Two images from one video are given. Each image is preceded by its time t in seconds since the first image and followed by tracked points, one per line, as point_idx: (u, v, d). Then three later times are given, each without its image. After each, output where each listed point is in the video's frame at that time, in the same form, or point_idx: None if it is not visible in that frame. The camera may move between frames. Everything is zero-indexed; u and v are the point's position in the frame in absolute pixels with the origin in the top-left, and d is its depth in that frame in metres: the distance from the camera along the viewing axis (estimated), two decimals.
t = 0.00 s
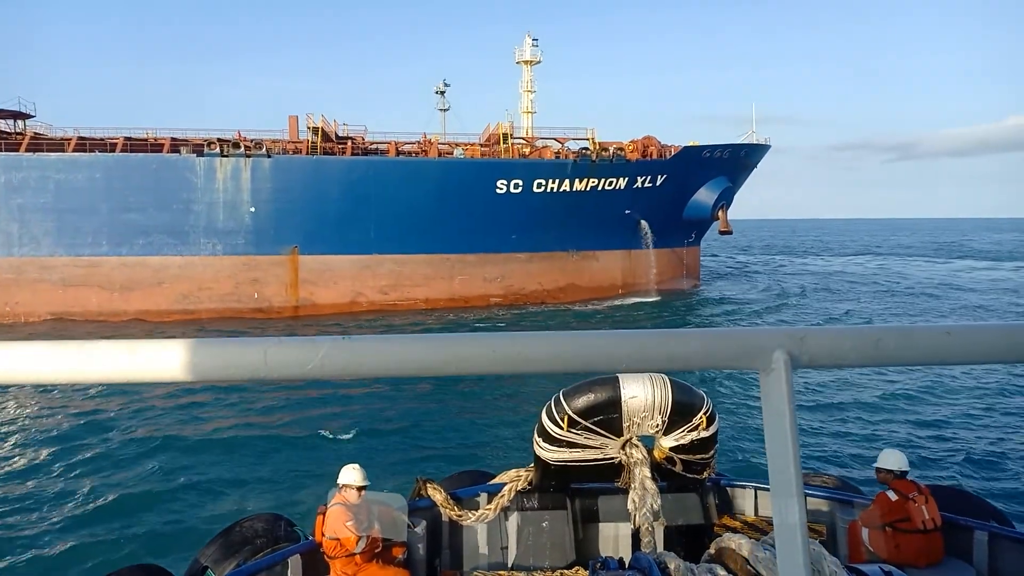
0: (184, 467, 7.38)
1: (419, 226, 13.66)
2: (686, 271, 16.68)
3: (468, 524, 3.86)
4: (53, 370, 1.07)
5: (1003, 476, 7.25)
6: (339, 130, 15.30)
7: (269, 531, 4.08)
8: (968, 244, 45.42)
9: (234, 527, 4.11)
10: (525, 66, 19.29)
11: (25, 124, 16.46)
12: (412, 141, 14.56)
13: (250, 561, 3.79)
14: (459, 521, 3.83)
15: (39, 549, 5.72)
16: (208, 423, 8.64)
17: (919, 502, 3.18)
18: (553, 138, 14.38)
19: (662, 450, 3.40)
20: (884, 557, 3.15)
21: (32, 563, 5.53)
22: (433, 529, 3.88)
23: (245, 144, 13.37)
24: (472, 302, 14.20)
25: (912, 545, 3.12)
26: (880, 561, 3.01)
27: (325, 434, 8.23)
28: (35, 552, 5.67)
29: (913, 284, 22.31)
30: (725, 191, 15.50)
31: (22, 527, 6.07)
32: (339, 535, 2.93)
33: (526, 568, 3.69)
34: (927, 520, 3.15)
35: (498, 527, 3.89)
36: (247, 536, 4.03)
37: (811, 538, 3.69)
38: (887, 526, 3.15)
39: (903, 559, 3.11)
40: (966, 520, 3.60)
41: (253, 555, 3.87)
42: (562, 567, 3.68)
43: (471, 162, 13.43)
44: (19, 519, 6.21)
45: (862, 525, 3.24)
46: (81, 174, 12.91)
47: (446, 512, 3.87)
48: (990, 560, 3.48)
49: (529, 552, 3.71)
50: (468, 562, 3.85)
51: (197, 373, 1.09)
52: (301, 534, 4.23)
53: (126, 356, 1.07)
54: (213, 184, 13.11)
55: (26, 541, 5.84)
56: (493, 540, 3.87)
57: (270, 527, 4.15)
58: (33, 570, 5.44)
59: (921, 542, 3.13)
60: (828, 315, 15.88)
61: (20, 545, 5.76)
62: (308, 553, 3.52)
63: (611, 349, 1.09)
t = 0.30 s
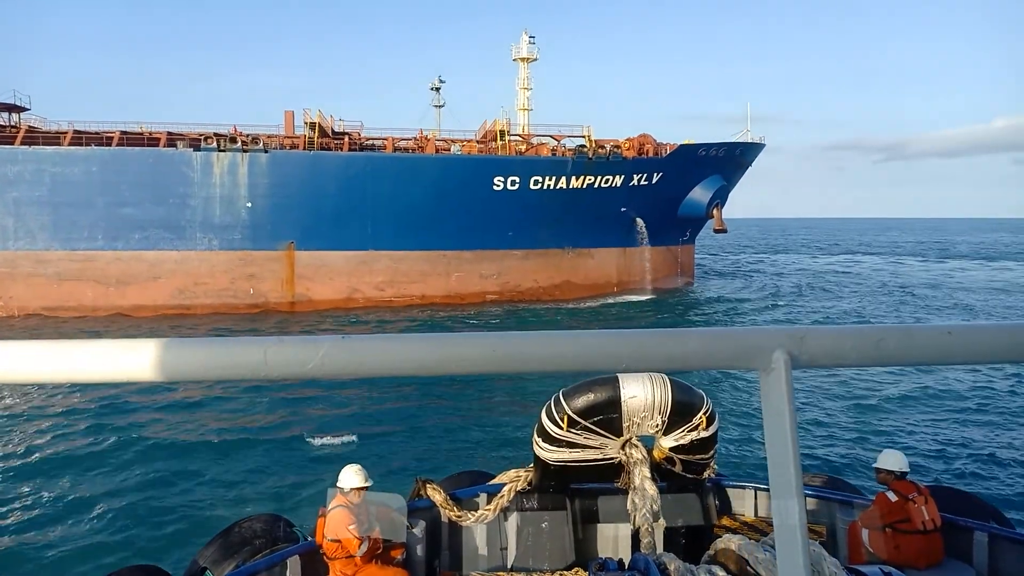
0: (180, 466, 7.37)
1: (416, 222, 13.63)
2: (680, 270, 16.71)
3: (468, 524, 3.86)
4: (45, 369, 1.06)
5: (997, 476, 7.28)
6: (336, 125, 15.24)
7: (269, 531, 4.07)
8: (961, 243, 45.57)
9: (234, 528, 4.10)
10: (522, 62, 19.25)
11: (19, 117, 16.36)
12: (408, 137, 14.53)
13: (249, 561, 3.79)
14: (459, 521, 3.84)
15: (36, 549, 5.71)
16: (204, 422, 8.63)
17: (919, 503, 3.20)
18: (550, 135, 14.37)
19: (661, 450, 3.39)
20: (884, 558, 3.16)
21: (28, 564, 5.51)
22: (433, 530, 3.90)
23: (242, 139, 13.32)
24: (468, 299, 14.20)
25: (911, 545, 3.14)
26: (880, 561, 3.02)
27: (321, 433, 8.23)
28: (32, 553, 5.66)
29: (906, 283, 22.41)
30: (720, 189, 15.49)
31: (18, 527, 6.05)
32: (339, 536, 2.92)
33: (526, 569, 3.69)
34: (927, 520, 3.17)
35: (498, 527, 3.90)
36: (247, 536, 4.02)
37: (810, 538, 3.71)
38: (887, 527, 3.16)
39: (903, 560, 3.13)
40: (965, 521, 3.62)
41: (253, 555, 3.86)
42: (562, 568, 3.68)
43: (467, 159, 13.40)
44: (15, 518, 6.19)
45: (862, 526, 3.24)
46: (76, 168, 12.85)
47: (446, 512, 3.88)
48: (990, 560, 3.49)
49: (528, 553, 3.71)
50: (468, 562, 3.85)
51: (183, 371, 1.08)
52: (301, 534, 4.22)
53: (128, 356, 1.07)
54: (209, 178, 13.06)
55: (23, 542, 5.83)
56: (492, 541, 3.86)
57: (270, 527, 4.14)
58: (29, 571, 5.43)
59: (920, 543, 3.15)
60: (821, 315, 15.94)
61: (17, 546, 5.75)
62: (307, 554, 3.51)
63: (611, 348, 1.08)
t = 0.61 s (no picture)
0: (175, 466, 7.35)
1: (412, 221, 13.62)
2: (675, 269, 16.73)
3: (468, 523, 3.86)
4: (32, 369, 1.05)
5: (992, 476, 7.30)
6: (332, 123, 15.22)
7: (268, 531, 4.06)
8: (954, 244, 45.71)
9: (234, 526, 4.09)
10: (518, 62, 19.25)
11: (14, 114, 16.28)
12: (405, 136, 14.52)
13: (249, 561, 3.78)
14: (459, 520, 3.83)
15: (32, 551, 5.69)
16: (199, 422, 8.61)
17: (921, 503, 3.21)
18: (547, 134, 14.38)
19: (661, 449, 3.39)
20: (883, 557, 3.17)
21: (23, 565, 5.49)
22: (433, 529, 3.90)
23: (238, 136, 13.29)
24: (465, 298, 14.20)
25: (912, 545, 3.15)
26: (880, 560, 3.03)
27: (317, 433, 8.22)
28: (27, 554, 5.64)
29: (900, 283, 22.50)
30: (716, 189, 15.49)
31: (14, 527, 6.03)
32: (346, 538, 2.94)
33: (526, 568, 3.68)
34: (928, 520, 3.19)
35: (498, 526, 3.90)
36: (247, 535, 4.01)
37: (810, 537, 3.72)
38: (887, 527, 3.17)
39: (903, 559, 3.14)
40: (966, 521, 3.63)
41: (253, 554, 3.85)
42: (562, 567, 3.68)
43: (464, 158, 13.37)
44: (10, 519, 6.17)
45: (863, 526, 3.25)
46: (72, 165, 12.79)
47: (446, 511, 3.87)
48: (990, 559, 3.51)
49: (529, 552, 3.70)
50: (468, 561, 3.86)
51: (162, 370, 1.07)
52: (301, 533, 4.21)
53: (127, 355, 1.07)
54: (206, 176, 13.02)
55: (18, 543, 5.80)
56: (493, 541, 3.87)
57: (270, 526, 4.13)
58: (24, 572, 5.40)
59: (921, 542, 3.16)
60: (815, 315, 16.00)
61: (12, 547, 5.73)
62: (308, 553, 3.50)
63: (613, 349, 1.08)
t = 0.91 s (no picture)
0: (171, 467, 7.32)
1: (408, 222, 13.61)
2: (670, 270, 16.77)
3: (468, 524, 3.85)
4: (32, 370, 1.05)
5: (990, 477, 7.32)
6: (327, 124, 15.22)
7: (268, 531, 4.04)
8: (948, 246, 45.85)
9: (234, 527, 4.08)
10: (514, 64, 19.29)
11: (9, 114, 16.23)
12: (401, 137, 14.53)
13: (249, 561, 3.77)
14: (459, 521, 3.83)
15: (28, 551, 5.66)
16: (195, 423, 8.59)
17: (926, 505, 3.22)
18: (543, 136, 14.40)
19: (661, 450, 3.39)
20: (885, 559, 3.18)
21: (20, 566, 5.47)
22: (433, 529, 3.90)
23: (235, 137, 13.28)
24: (461, 298, 14.20)
25: (915, 547, 3.17)
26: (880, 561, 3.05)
27: (313, 433, 8.21)
28: (22, 554, 5.62)
29: (894, 285, 22.57)
30: (710, 191, 15.52)
31: (9, 528, 6.00)
32: (355, 537, 2.94)
33: (526, 568, 3.70)
34: (933, 522, 3.21)
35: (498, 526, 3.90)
36: (247, 535, 4.00)
37: (811, 538, 3.72)
38: (890, 530, 3.18)
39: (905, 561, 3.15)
40: (966, 521, 3.64)
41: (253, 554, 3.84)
42: (561, 567, 3.69)
43: (461, 158, 13.37)
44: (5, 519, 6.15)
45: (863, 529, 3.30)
46: (67, 165, 12.76)
47: (446, 512, 3.86)
48: (990, 560, 3.51)
49: (528, 552, 3.72)
50: (468, 560, 3.86)
51: (161, 371, 1.06)
52: (302, 533, 4.20)
53: (127, 356, 1.06)
54: (202, 176, 13.00)
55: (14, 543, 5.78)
56: (493, 541, 3.87)
57: (270, 526, 4.12)
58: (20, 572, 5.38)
59: (925, 544, 3.17)
60: (808, 316, 16.06)
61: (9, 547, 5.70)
62: (308, 553, 3.49)
63: (615, 350, 1.08)
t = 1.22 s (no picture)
0: (168, 468, 7.30)
1: (404, 223, 13.60)
2: (664, 272, 16.80)
3: (468, 524, 3.85)
4: (34, 371, 1.05)
5: (986, 477, 7.34)
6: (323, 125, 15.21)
7: (268, 531, 4.03)
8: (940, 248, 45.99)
9: (234, 527, 4.07)
10: (509, 66, 19.30)
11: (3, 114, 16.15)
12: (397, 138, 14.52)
13: (248, 561, 3.76)
14: (459, 521, 3.83)
15: (26, 553, 5.63)
16: (191, 424, 8.55)
17: (927, 506, 3.22)
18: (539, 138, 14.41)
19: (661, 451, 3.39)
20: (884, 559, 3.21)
21: (17, 568, 5.44)
22: (433, 530, 3.90)
23: (231, 138, 13.25)
24: (458, 300, 14.20)
25: (913, 547, 3.19)
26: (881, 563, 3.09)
27: (310, 434, 8.19)
28: (17, 556, 5.59)
29: (888, 287, 22.65)
30: (705, 194, 15.54)
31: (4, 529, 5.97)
32: (346, 537, 2.93)
33: (526, 568, 3.70)
34: (934, 524, 3.21)
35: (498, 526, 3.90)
36: (247, 536, 3.98)
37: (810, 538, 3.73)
38: (889, 529, 3.20)
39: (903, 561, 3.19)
40: (964, 521, 3.65)
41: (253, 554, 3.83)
42: (561, 567, 3.69)
43: (457, 160, 13.36)
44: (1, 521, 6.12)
45: (862, 530, 3.30)
46: (62, 166, 12.70)
47: (445, 512, 3.86)
48: (989, 560, 3.52)
49: (528, 551, 3.72)
50: (468, 560, 3.86)
51: (160, 371, 1.06)
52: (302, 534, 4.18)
53: (126, 357, 1.06)
54: (199, 177, 12.97)
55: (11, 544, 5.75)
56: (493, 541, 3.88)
57: (270, 526, 4.10)
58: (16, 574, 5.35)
59: (924, 545, 3.19)
60: (803, 318, 16.11)
61: (6, 549, 5.67)
62: (308, 554, 3.49)
63: (614, 351, 1.08)
